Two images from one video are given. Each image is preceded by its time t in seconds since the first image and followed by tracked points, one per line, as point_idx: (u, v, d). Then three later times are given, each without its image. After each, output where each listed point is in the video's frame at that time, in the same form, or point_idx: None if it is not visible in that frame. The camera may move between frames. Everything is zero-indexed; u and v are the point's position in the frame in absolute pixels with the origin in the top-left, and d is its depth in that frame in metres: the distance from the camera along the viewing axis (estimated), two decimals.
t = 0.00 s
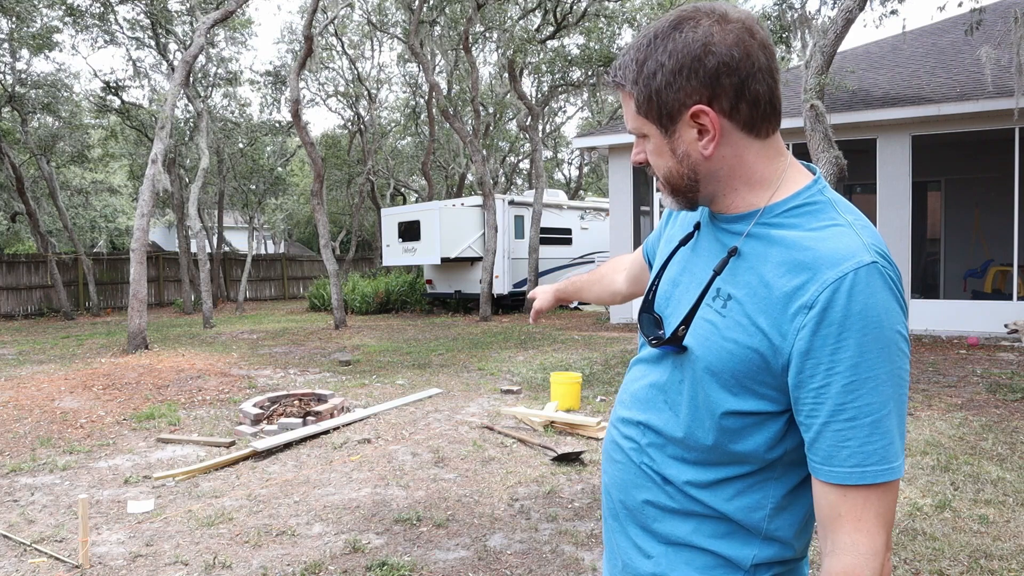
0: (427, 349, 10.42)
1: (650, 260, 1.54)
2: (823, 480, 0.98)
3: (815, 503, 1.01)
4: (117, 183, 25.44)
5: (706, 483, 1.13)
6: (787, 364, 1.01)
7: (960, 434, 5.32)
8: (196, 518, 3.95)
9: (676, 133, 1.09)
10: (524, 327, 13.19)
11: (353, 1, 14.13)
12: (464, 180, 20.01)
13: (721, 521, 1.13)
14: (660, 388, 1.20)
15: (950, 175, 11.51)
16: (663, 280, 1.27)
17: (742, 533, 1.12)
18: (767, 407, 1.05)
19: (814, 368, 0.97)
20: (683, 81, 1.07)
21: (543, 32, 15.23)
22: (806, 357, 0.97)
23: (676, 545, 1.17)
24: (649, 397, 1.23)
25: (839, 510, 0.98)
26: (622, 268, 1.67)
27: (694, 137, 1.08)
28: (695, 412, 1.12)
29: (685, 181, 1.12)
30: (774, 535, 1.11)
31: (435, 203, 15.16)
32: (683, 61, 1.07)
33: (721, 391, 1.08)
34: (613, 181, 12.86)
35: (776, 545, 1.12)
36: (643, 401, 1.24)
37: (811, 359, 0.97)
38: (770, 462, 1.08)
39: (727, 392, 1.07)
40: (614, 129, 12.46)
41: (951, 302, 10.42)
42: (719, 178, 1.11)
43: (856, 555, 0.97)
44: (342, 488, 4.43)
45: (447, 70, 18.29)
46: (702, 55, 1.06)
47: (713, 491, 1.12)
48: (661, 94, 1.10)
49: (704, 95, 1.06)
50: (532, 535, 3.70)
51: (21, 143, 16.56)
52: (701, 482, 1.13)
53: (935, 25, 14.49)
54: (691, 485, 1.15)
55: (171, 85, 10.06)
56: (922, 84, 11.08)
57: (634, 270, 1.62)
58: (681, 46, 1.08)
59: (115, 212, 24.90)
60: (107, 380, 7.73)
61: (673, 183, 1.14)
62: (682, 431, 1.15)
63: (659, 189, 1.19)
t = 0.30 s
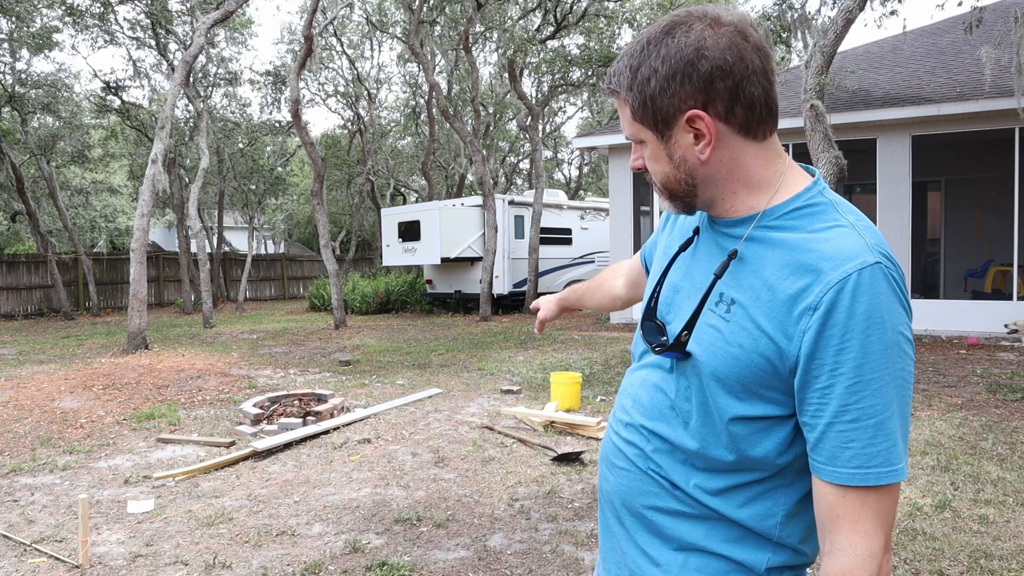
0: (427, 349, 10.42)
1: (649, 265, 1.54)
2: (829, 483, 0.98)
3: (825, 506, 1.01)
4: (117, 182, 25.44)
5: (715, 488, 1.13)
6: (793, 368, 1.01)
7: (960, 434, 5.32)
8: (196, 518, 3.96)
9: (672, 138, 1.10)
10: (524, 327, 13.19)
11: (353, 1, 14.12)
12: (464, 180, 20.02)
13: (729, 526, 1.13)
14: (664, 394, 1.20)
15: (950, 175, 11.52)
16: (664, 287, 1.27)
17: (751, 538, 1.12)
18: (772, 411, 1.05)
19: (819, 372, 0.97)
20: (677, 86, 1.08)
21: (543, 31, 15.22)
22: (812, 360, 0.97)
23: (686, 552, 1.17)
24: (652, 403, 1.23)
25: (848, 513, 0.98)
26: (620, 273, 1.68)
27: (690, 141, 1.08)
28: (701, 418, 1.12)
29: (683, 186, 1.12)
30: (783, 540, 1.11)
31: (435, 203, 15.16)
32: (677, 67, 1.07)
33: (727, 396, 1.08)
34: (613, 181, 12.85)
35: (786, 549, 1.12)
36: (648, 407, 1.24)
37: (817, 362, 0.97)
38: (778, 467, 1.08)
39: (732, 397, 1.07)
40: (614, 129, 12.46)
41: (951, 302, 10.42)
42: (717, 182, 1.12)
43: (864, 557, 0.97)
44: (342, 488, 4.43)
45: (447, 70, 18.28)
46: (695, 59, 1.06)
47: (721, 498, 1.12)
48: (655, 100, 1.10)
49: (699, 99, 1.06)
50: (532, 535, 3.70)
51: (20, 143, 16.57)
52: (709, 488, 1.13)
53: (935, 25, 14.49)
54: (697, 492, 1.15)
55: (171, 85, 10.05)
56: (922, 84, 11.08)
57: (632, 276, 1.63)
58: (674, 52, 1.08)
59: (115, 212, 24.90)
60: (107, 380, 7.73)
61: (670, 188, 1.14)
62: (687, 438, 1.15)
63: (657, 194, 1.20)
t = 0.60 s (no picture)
0: (427, 349, 10.42)
1: (649, 259, 1.54)
2: (826, 481, 0.98)
3: (820, 505, 1.01)
4: (117, 182, 25.44)
5: (708, 489, 1.12)
6: (790, 364, 1.01)
7: (961, 434, 5.32)
8: (196, 518, 3.96)
9: (676, 121, 1.09)
10: (524, 327, 13.19)
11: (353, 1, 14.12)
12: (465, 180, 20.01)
13: (721, 527, 1.13)
14: (657, 389, 1.20)
15: (950, 175, 11.52)
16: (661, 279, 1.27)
17: (744, 540, 1.12)
18: (769, 407, 1.05)
19: (816, 367, 0.97)
20: (683, 66, 1.07)
21: (543, 31, 15.22)
22: (810, 354, 0.97)
23: (679, 553, 1.17)
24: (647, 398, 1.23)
25: (844, 512, 0.98)
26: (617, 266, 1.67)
27: (695, 125, 1.08)
28: (696, 414, 1.12)
29: (685, 171, 1.12)
30: (776, 542, 1.11)
31: (435, 203, 15.16)
32: (683, 46, 1.07)
33: (723, 391, 1.07)
34: (613, 181, 12.85)
35: (779, 551, 1.12)
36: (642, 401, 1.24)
37: (814, 357, 0.97)
38: (771, 465, 1.08)
39: (728, 392, 1.07)
40: (614, 129, 12.46)
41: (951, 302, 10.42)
42: (719, 168, 1.12)
43: (860, 558, 0.97)
44: (342, 488, 4.43)
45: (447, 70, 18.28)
46: (702, 39, 1.06)
47: (715, 498, 1.12)
48: (661, 80, 1.10)
49: (706, 80, 1.06)
50: (531, 535, 3.70)
51: (21, 143, 16.58)
52: (702, 487, 1.13)
53: (935, 25, 14.50)
54: (690, 491, 1.14)
55: (171, 85, 10.04)
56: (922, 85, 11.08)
57: (630, 269, 1.62)
58: (681, 32, 1.08)
59: (115, 212, 24.91)
60: (107, 380, 7.72)
61: (672, 173, 1.14)
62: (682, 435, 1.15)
63: (658, 181, 1.20)
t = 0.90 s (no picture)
0: (427, 349, 10.42)
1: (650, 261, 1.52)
2: (813, 474, 0.98)
3: (805, 499, 1.00)
4: (117, 182, 25.45)
5: (701, 489, 1.12)
6: (779, 358, 1.01)
7: (961, 434, 5.32)
8: (196, 518, 3.96)
9: (751, 91, 1.04)
10: (524, 327, 13.20)
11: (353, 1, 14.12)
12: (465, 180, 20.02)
13: (719, 527, 1.13)
14: (652, 387, 1.20)
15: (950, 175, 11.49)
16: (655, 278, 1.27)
17: (740, 539, 1.12)
18: (757, 403, 1.05)
19: (806, 361, 0.97)
20: (766, 37, 1.05)
21: (543, 32, 15.23)
22: (800, 348, 0.98)
23: (677, 553, 1.17)
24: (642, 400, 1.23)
25: (828, 504, 0.98)
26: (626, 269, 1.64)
27: (765, 100, 1.06)
28: (689, 413, 1.12)
29: (741, 147, 1.07)
30: (772, 541, 1.11)
31: (435, 203, 15.16)
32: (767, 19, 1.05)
33: (715, 388, 1.07)
34: (613, 181, 12.85)
35: (775, 551, 1.12)
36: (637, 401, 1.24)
37: (803, 350, 0.97)
38: (763, 462, 1.08)
39: (718, 389, 1.07)
40: (614, 129, 12.46)
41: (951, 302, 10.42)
42: (758, 153, 1.11)
43: (845, 551, 0.97)
44: (342, 488, 4.43)
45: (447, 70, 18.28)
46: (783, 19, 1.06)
47: (708, 499, 1.12)
48: (747, 43, 1.03)
49: (781, 58, 1.05)
50: (532, 535, 3.70)
51: (21, 143, 16.59)
52: (695, 488, 1.13)
53: (935, 25, 14.50)
54: (684, 490, 1.15)
55: (171, 85, 10.05)
56: (922, 85, 11.08)
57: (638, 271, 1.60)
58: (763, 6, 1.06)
59: (115, 212, 24.91)
60: (107, 380, 7.72)
61: (726, 145, 1.06)
62: (675, 436, 1.15)
63: (674, 160, 1.10)
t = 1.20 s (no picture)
0: (427, 349, 10.42)
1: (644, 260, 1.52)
2: (812, 462, 0.98)
3: (803, 487, 1.00)
4: (117, 182, 25.46)
5: (711, 487, 1.12)
6: (784, 351, 1.02)
7: (961, 434, 5.32)
8: (196, 518, 3.96)
9: (764, 98, 1.11)
10: (524, 327, 13.20)
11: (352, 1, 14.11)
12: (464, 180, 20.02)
13: (729, 524, 1.13)
14: (660, 389, 1.21)
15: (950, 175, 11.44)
16: (658, 284, 1.28)
17: (749, 535, 1.12)
18: (765, 398, 1.05)
19: (809, 352, 0.98)
20: (767, 45, 1.11)
21: (543, 32, 15.22)
22: (804, 340, 0.99)
23: (686, 552, 1.16)
24: (650, 401, 1.23)
25: (824, 493, 0.98)
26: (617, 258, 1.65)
27: (774, 103, 1.13)
28: (696, 411, 1.13)
29: (762, 154, 1.12)
30: (783, 536, 1.11)
31: (435, 203, 15.16)
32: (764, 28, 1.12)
33: (721, 383, 1.08)
34: (613, 181, 12.84)
35: (787, 546, 1.11)
36: (644, 403, 1.25)
37: (808, 342, 0.98)
38: (771, 457, 1.08)
39: (725, 384, 1.08)
40: (614, 129, 12.45)
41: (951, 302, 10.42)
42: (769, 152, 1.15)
43: (839, 538, 0.97)
44: (342, 488, 4.43)
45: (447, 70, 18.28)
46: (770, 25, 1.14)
47: (717, 495, 1.12)
48: (757, 51, 1.10)
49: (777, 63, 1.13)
50: (531, 535, 3.70)
51: (21, 143, 16.59)
52: (704, 485, 1.13)
53: (935, 25, 14.50)
54: (693, 488, 1.15)
55: (171, 85, 10.05)
56: (922, 84, 11.07)
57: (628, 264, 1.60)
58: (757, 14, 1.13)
59: (115, 212, 24.92)
60: (107, 380, 7.72)
61: (751, 155, 1.10)
62: (683, 435, 1.15)
63: (711, 173, 1.11)
